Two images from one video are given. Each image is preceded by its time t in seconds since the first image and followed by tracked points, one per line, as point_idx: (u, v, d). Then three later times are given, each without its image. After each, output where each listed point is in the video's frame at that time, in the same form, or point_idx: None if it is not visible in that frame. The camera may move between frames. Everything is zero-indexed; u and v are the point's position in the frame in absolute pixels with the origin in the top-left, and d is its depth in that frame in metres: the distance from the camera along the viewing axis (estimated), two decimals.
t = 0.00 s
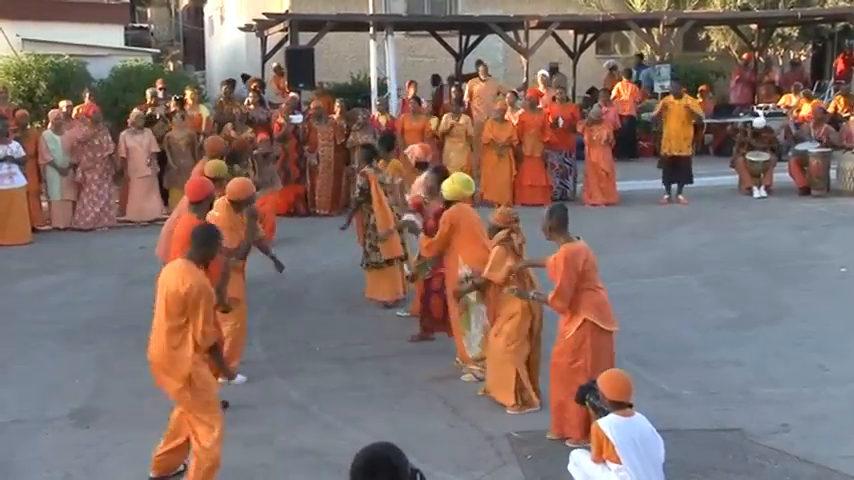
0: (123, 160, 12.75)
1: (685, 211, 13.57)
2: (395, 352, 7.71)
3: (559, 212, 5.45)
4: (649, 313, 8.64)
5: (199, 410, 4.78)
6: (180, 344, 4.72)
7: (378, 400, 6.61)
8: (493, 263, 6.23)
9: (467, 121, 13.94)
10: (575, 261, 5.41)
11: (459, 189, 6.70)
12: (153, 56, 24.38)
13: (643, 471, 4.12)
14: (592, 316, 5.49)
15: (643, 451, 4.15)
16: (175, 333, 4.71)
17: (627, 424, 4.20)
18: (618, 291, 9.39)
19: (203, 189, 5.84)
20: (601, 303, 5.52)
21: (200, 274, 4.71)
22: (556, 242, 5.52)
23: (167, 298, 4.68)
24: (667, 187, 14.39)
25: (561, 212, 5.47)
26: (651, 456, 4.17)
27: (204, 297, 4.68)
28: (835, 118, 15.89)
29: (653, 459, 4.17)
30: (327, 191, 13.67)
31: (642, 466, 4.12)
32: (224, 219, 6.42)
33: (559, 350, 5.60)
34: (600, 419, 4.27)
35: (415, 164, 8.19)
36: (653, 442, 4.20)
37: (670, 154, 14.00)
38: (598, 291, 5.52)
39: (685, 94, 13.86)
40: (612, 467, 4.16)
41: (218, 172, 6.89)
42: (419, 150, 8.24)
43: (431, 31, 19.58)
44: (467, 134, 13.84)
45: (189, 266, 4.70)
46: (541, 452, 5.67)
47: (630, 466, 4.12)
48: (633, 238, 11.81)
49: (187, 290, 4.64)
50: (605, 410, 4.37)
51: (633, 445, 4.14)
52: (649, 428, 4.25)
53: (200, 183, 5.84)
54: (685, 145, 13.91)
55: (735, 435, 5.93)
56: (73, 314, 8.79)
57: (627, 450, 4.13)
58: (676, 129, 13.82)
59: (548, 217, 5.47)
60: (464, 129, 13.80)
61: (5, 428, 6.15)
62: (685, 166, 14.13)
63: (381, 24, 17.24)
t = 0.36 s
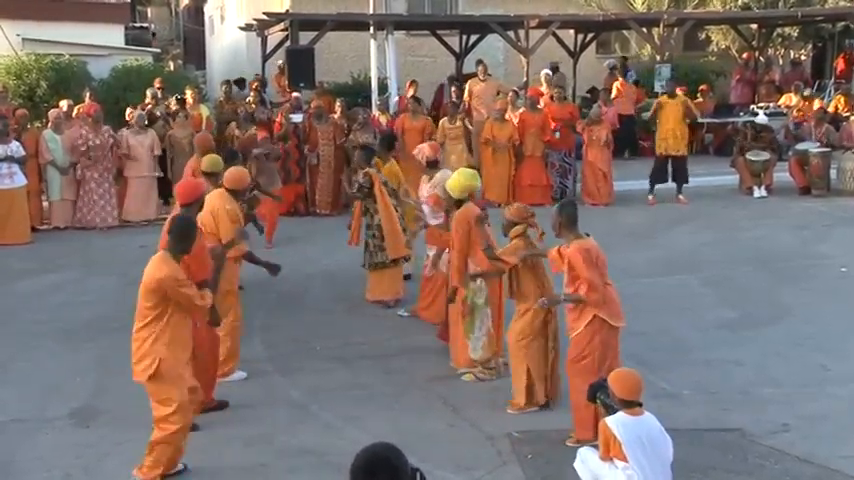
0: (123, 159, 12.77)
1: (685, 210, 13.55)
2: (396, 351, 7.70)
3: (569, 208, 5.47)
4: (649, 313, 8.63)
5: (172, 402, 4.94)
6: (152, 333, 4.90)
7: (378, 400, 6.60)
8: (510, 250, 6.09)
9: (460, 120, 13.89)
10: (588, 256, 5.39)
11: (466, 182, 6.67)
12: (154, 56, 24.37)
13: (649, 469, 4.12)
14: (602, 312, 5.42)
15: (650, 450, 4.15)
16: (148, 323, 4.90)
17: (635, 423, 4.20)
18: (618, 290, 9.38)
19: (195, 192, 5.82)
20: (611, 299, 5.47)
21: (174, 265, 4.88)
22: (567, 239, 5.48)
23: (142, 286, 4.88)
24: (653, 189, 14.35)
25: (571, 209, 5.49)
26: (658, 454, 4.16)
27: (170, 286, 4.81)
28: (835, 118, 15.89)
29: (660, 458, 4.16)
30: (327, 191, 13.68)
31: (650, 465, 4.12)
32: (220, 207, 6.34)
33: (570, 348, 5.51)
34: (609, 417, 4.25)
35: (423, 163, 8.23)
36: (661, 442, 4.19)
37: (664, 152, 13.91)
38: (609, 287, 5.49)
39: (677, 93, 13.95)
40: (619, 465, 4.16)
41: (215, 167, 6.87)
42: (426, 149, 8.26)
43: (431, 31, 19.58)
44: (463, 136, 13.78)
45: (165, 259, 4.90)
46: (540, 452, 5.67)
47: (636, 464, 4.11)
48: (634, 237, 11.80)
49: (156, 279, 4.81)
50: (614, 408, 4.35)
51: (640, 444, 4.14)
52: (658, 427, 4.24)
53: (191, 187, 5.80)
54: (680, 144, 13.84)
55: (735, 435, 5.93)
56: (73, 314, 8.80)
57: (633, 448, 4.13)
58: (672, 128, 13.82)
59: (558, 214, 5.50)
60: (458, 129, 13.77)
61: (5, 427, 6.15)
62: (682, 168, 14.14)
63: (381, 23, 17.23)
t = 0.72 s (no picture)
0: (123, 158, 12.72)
1: (685, 209, 13.54)
2: (396, 350, 7.69)
3: (585, 207, 5.48)
4: (649, 312, 8.62)
5: (158, 391, 4.86)
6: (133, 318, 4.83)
7: (378, 399, 6.60)
8: (531, 249, 6.09)
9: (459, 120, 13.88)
10: (604, 255, 5.42)
11: (464, 178, 6.66)
12: (153, 55, 24.37)
13: (653, 468, 4.11)
14: (617, 310, 5.47)
15: (655, 450, 4.14)
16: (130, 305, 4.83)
17: (639, 422, 4.20)
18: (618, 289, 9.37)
19: (178, 185, 5.88)
20: (625, 298, 5.51)
21: (160, 251, 4.84)
22: (584, 236, 5.52)
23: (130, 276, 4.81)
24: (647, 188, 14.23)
25: (587, 207, 5.51)
26: (662, 453, 4.16)
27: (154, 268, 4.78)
28: (835, 117, 15.87)
29: (665, 458, 4.15)
30: (328, 190, 13.64)
31: (653, 463, 4.12)
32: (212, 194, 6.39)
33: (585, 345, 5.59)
34: (613, 416, 4.25)
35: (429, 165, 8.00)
36: (666, 441, 4.18)
37: (656, 151, 13.97)
38: (623, 286, 5.52)
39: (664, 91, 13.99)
40: (623, 463, 4.16)
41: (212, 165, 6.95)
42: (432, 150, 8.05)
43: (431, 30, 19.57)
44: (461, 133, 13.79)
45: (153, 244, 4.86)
46: (541, 451, 5.67)
47: (640, 462, 4.11)
48: (633, 236, 11.79)
49: (150, 263, 4.76)
50: (619, 406, 4.35)
51: (643, 444, 4.14)
52: (663, 426, 4.23)
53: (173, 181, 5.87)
54: (672, 141, 13.93)
55: (735, 433, 5.93)
56: (73, 313, 8.79)
57: (637, 447, 4.13)
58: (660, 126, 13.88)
59: (574, 212, 5.51)
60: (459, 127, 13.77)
61: (5, 427, 6.15)
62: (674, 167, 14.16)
63: (381, 22, 17.23)
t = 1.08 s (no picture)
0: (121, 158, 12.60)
1: (685, 209, 13.53)
2: (395, 351, 7.70)
3: (604, 208, 5.51)
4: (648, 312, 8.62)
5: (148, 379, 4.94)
6: (125, 310, 4.88)
7: (378, 400, 6.60)
8: (540, 248, 6.23)
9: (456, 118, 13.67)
10: (625, 257, 5.42)
11: (466, 180, 6.68)
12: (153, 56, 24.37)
13: (656, 466, 4.11)
14: (634, 312, 5.47)
15: (656, 448, 4.14)
16: (119, 299, 4.87)
17: (640, 421, 4.20)
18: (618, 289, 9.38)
19: (160, 184, 6.04)
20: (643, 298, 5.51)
21: (150, 239, 4.95)
22: (603, 237, 5.54)
23: (120, 262, 4.86)
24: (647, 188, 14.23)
25: (606, 208, 5.54)
26: (663, 452, 4.15)
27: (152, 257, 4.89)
28: (835, 116, 15.87)
29: (667, 457, 4.15)
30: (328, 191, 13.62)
31: (654, 462, 4.11)
32: (206, 190, 6.57)
33: (601, 347, 5.58)
34: (614, 415, 4.27)
35: (442, 162, 7.96)
36: (667, 441, 4.18)
37: (655, 151, 14.00)
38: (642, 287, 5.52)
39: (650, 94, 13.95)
40: (624, 461, 4.15)
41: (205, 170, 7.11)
42: (441, 149, 8.02)
43: (431, 31, 19.58)
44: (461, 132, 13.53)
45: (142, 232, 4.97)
46: (541, 452, 5.67)
47: (641, 460, 4.11)
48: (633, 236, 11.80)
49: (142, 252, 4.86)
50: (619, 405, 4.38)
51: (644, 444, 4.13)
52: (665, 426, 4.23)
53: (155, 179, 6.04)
54: (669, 140, 13.93)
55: (734, 433, 5.93)
56: (73, 314, 8.80)
57: (637, 445, 4.13)
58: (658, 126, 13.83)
59: (594, 211, 5.52)
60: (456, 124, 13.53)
61: (5, 427, 6.16)
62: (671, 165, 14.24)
63: (380, 22, 17.23)
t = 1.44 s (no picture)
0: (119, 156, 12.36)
1: (685, 208, 13.53)
2: (395, 350, 7.69)
3: (617, 207, 5.53)
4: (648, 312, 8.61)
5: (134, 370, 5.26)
6: (111, 311, 5.24)
7: (378, 398, 6.60)
8: (551, 251, 6.19)
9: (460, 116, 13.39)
10: (637, 257, 5.45)
11: (474, 186, 6.72)
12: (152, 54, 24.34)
13: (656, 466, 4.12)
14: (648, 312, 5.50)
15: (658, 448, 4.15)
16: (107, 301, 5.22)
17: (641, 420, 4.20)
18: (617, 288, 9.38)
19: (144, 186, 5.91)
20: (656, 299, 5.53)
21: (126, 239, 5.28)
22: (616, 237, 5.55)
23: (99, 265, 5.21)
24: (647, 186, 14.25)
25: (618, 208, 5.54)
26: (663, 451, 4.16)
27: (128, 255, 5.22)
28: (834, 115, 15.88)
29: (668, 457, 4.15)
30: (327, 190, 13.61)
31: (655, 461, 4.12)
32: (205, 188, 6.65)
33: (612, 344, 5.62)
34: (615, 414, 4.26)
35: (446, 160, 7.84)
36: (668, 440, 4.18)
37: (656, 149, 14.03)
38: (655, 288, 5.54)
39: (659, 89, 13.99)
40: (625, 460, 4.16)
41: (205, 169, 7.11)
42: (446, 146, 7.91)
43: (431, 29, 19.56)
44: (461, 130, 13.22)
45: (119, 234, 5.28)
46: (541, 451, 5.67)
47: (642, 459, 4.11)
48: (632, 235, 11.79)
49: (116, 253, 5.20)
50: (620, 404, 4.38)
51: (645, 442, 4.14)
52: (665, 425, 4.23)
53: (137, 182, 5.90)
54: (671, 139, 13.95)
55: (734, 432, 5.93)
56: (73, 312, 8.79)
57: (639, 445, 4.13)
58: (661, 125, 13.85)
59: (607, 211, 5.54)
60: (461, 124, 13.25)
61: (4, 425, 6.16)
62: (671, 165, 14.23)
63: (380, 20, 17.22)
